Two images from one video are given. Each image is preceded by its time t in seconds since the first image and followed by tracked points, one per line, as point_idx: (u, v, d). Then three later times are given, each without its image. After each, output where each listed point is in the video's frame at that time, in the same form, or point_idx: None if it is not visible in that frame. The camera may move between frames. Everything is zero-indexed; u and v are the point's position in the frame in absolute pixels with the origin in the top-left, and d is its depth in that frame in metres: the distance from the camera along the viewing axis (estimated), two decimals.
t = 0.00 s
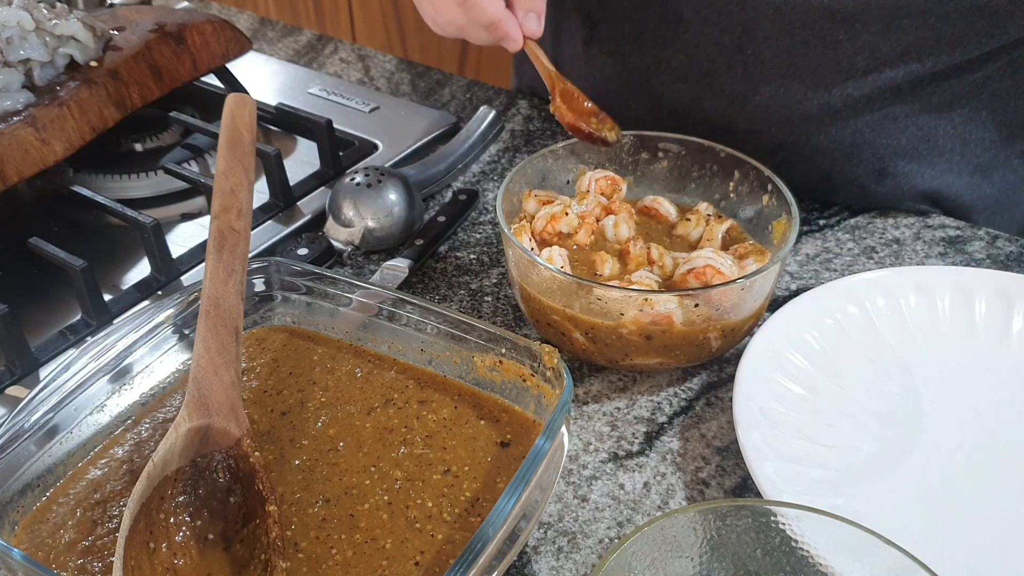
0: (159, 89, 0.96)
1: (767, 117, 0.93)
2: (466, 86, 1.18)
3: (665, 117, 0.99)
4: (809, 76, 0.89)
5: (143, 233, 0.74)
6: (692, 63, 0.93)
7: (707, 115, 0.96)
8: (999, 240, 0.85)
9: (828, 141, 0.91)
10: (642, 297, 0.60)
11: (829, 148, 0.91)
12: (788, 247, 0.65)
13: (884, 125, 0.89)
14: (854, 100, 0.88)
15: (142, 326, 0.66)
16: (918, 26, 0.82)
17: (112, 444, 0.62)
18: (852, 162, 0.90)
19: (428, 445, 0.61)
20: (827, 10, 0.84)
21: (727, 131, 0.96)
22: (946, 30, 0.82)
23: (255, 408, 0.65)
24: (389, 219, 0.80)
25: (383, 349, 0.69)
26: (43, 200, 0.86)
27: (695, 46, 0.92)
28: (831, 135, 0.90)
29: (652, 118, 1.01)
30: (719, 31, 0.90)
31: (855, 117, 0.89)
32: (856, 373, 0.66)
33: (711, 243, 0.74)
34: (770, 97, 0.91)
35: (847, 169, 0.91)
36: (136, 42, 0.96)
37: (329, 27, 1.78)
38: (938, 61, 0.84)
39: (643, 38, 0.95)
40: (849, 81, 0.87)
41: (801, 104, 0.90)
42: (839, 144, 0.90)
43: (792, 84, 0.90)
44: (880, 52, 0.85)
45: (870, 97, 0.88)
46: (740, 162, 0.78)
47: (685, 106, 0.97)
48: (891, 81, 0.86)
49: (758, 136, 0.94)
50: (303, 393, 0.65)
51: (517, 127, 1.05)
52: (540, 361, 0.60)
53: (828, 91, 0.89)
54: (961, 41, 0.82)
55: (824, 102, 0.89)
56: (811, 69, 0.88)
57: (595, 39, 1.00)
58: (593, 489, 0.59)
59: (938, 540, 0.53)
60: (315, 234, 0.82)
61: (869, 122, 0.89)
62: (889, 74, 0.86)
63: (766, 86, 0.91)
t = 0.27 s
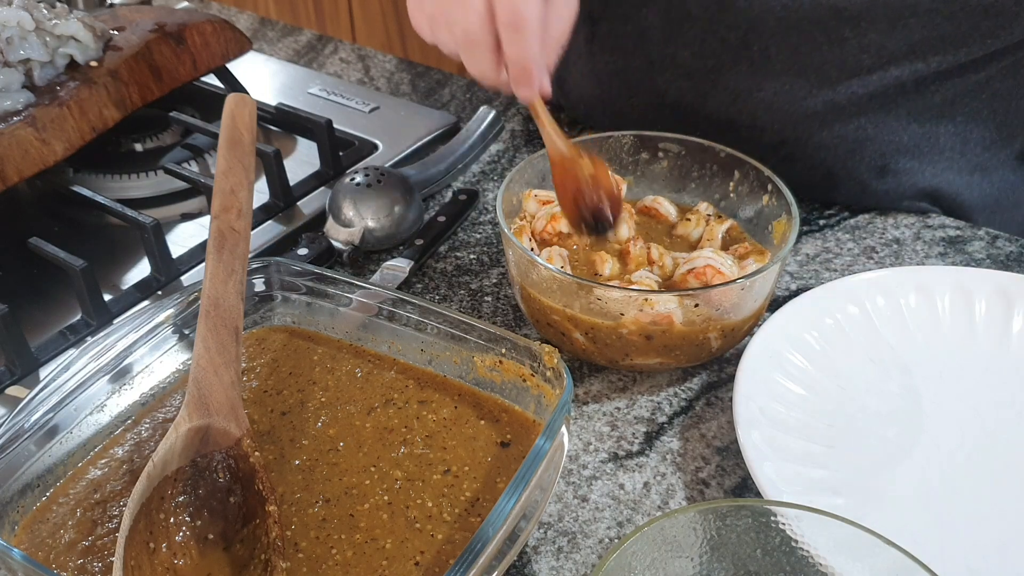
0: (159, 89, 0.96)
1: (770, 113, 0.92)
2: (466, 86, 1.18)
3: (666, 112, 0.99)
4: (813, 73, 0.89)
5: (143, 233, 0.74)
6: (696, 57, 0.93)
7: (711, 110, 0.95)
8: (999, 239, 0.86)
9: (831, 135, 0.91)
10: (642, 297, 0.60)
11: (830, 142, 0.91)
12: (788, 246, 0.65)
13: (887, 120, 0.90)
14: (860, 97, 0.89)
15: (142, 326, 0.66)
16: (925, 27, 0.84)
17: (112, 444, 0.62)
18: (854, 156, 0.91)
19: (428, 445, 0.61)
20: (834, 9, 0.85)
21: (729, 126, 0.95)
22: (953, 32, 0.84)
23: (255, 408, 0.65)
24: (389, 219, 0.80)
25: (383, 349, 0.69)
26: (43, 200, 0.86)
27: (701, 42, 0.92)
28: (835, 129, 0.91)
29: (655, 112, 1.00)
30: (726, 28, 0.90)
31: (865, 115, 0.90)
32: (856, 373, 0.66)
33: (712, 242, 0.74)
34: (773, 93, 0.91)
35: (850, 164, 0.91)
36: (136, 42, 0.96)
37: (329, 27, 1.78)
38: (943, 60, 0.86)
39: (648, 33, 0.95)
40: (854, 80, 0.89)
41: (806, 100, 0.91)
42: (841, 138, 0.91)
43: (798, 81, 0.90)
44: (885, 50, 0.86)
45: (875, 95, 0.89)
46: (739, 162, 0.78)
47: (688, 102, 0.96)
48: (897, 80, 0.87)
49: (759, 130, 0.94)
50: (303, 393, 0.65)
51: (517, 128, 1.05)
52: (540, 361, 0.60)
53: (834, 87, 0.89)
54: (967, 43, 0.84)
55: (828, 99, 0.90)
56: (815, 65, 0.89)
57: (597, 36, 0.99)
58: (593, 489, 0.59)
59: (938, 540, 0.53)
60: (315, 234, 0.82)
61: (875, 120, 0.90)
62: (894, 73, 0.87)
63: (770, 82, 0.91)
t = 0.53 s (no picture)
0: (159, 89, 0.96)
1: (778, 114, 0.94)
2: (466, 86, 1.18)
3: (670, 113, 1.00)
4: (822, 74, 0.90)
5: (143, 233, 0.74)
6: (705, 58, 0.93)
7: (716, 110, 0.97)
8: (999, 239, 0.85)
9: (838, 138, 0.92)
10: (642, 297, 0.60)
11: (839, 146, 0.92)
12: (788, 246, 0.65)
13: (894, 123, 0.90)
14: (867, 100, 0.90)
15: (142, 326, 0.66)
16: (937, 28, 0.83)
17: (112, 444, 0.62)
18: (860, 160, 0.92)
19: (428, 445, 0.61)
20: (846, 11, 0.84)
21: (737, 128, 0.97)
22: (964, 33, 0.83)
23: (255, 408, 0.65)
24: (390, 219, 0.80)
25: (383, 349, 0.69)
26: (43, 200, 0.86)
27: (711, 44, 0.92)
28: (842, 132, 0.92)
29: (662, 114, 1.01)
30: (738, 30, 0.90)
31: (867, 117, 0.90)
32: (856, 373, 0.66)
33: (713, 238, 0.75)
34: (781, 95, 0.93)
35: (853, 167, 0.92)
36: (136, 42, 0.96)
37: (329, 27, 1.78)
38: (954, 64, 0.85)
39: (659, 35, 0.95)
40: (863, 82, 0.89)
41: (813, 104, 0.92)
42: (848, 142, 0.92)
43: (809, 84, 0.91)
44: (896, 53, 0.86)
45: (884, 98, 0.89)
46: (739, 163, 0.78)
47: (695, 103, 0.97)
48: (907, 83, 0.87)
49: (765, 130, 0.95)
50: (303, 393, 0.65)
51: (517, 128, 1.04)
52: (540, 361, 0.60)
53: (841, 89, 0.90)
54: (978, 45, 0.83)
55: (838, 102, 0.91)
56: (825, 66, 0.89)
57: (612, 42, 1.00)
58: (593, 489, 0.59)
59: (939, 541, 0.53)
60: (315, 234, 0.82)
61: (885, 125, 0.91)
62: (904, 77, 0.87)
63: (778, 83, 0.92)
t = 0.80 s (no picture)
0: (159, 89, 0.96)
1: (785, 116, 0.93)
2: (466, 86, 1.18)
3: (677, 113, 1.00)
4: (822, 74, 0.90)
5: (143, 233, 0.74)
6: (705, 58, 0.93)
7: (722, 111, 0.97)
8: (999, 240, 0.85)
9: (844, 140, 0.92)
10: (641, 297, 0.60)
11: (839, 146, 0.92)
12: (789, 246, 0.65)
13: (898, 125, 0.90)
14: (873, 102, 0.89)
15: (142, 326, 0.66)
16: (943, 29, 0.84)
17: (112, 444, 0.62)
18: (867, 162, 0.92)
19: (428, 445, 0.61)
20: (852, 12, 0.85)
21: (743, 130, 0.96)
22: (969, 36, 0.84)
23: (255, 408, 0.65)
24: (389, 219, 0.80)
25: (383, 349, 0.69)
26: (43, 200, 0.86)
27: (717, 44, 0.93)
28: (849, 134, 0.91)
29: (667, 112, 1.01)
30: (744, 30, 0.91)
31: (870, 117, 0.90)
32: (856, 373, 0.66)
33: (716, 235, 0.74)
34: (786, 97, 0.93)
35: (859, 168, 0.92)
36: (136, 42, 0.96)
37: (329, 27, 1.78)
38: (961, 67, 0.85)
39: (666, 37, 0.97)
40: (868, 83, 0.89)
41: (818, 106, 0.92)
42: (856, 143, 0.91)
43: (814, 85, 0.91)
44: (902, 55, 0.86)
45: (889, 100, 0.89)
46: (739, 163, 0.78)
47: (700, 102, 0.98)
48: (912, 85, 0.87)
49: (770, 132, 0.95)
50: (303, 393, 0.65)
51: (517, 128, 1.04)
52: (540, 361, 0.60)
53: (845, 91, 0.90)
54: (983, 48, 0.84)
55: (843, 103, 0.90)
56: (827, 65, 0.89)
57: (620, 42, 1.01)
58: (593, 489, 0.59)
59: (939, 541, 0.53)
60: (315, 234, 0.82)
61: (889, 128, 0.90)
62: (910, 78, 0.87)
63: (785, 84, 0.92)
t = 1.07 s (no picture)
0: (159, 88, 0.96)
1: (791, 106, 0.94)
2: (466, 86, 1.18)
3: (683, 105, 1.00)
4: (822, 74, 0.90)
5: (143, 233, 0.74)
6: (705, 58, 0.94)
7: (729, 102, 0.97)
8: (999, 240, 0.85)
9: (849, 130, 0.92)
10: (642, 297, 0.60)
11: (840, 146, 0.92)
12: (789, 246, 0.65)
13: (902, 121, 0.90)
14: (879, 92, 0.89)
15: (142, 326, 0.66)
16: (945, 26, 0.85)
17: (112, 444, 0.62)
18: (869, 154, 0.92)
19: (428, 445, 0.61)
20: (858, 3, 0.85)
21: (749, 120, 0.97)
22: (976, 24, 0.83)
23: (255, 408, 0.65)
24: (390, 219, 0.80)
25: (383, 349, 0.69)
26: (43, 200, 0.86)
27: (724, 34, 0.93)
28: (853, 125, 0.91)
29: (673, 103, 1.01)
30: (747, 26, 0.91)
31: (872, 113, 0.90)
32: (855, 373, 0.66)
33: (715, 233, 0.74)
34: (792, 86, 0.93)
35: (862, 161, 0.92)
36: (136, 42, 0.96)
37: (329, 27, 1.78)
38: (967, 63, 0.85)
39: (675, 25, 0.96)
40: (874, 72, 0.88)
41: (824, 96, 0.92)
42: (860, 134, 0.91)
43: (821, 73, 0.91)
44: (910, 44, 0.86)
45: (894, 91, 0.88)
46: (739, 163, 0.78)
47: (707, 94, 0.98)
48: (918, 73, 0.87)
49: (777, 124, 0.95)
50: (303, 393, 0.65)
51: (517, 128, 1.05)
52: (540, 361, 0.60)
53: (851, 78, 0.90)
54: (990, 37, 0.83)
55: (847, 93, 0.90)
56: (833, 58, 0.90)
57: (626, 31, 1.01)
58: (593, 489, 0.59)
59: (939, 541, 0.53)
60: (315, 234, 0.82)
61: (895, 121, 0.90)
62: (916, 67, 0.86)
63: (791, 75, 0.92)
